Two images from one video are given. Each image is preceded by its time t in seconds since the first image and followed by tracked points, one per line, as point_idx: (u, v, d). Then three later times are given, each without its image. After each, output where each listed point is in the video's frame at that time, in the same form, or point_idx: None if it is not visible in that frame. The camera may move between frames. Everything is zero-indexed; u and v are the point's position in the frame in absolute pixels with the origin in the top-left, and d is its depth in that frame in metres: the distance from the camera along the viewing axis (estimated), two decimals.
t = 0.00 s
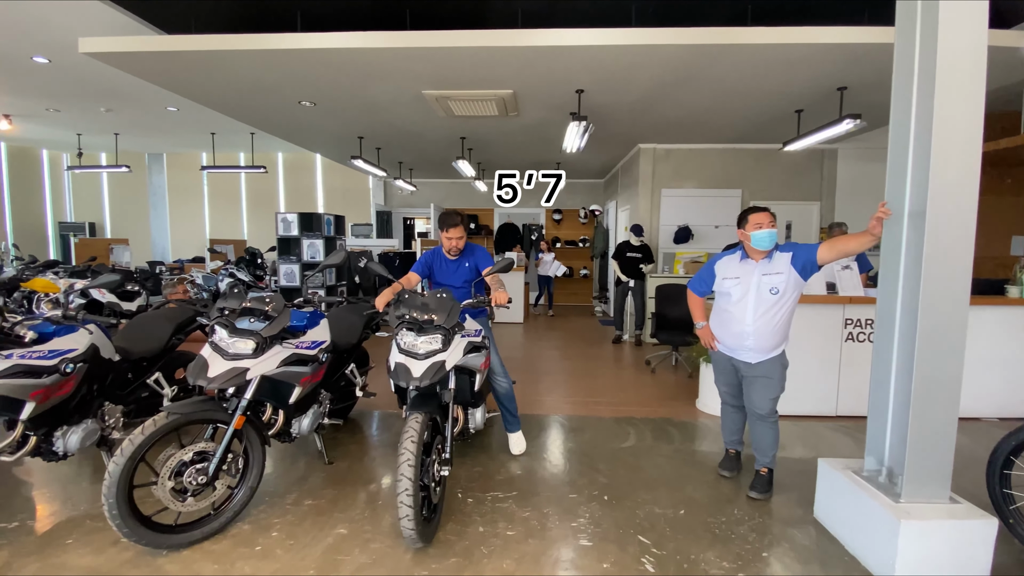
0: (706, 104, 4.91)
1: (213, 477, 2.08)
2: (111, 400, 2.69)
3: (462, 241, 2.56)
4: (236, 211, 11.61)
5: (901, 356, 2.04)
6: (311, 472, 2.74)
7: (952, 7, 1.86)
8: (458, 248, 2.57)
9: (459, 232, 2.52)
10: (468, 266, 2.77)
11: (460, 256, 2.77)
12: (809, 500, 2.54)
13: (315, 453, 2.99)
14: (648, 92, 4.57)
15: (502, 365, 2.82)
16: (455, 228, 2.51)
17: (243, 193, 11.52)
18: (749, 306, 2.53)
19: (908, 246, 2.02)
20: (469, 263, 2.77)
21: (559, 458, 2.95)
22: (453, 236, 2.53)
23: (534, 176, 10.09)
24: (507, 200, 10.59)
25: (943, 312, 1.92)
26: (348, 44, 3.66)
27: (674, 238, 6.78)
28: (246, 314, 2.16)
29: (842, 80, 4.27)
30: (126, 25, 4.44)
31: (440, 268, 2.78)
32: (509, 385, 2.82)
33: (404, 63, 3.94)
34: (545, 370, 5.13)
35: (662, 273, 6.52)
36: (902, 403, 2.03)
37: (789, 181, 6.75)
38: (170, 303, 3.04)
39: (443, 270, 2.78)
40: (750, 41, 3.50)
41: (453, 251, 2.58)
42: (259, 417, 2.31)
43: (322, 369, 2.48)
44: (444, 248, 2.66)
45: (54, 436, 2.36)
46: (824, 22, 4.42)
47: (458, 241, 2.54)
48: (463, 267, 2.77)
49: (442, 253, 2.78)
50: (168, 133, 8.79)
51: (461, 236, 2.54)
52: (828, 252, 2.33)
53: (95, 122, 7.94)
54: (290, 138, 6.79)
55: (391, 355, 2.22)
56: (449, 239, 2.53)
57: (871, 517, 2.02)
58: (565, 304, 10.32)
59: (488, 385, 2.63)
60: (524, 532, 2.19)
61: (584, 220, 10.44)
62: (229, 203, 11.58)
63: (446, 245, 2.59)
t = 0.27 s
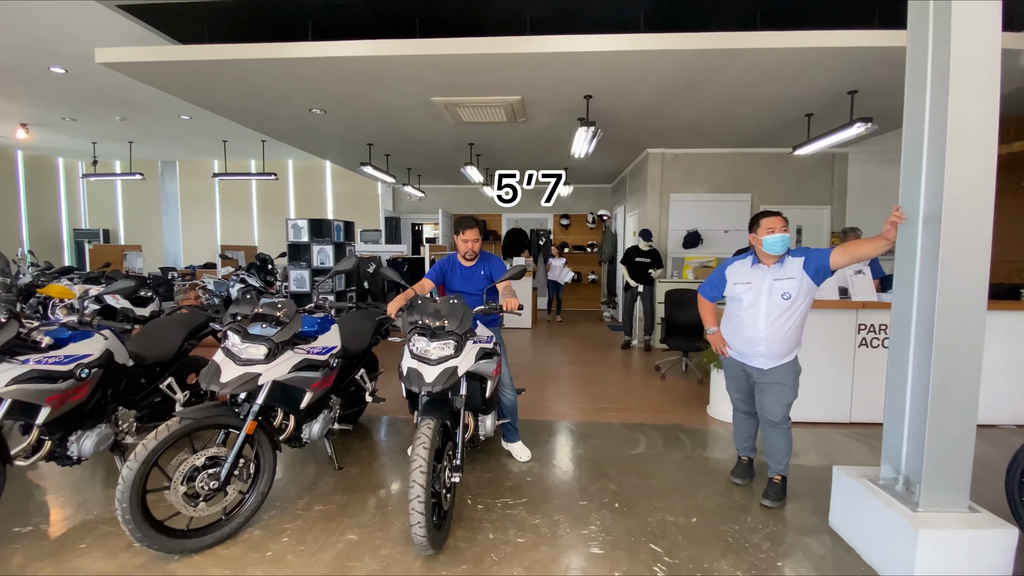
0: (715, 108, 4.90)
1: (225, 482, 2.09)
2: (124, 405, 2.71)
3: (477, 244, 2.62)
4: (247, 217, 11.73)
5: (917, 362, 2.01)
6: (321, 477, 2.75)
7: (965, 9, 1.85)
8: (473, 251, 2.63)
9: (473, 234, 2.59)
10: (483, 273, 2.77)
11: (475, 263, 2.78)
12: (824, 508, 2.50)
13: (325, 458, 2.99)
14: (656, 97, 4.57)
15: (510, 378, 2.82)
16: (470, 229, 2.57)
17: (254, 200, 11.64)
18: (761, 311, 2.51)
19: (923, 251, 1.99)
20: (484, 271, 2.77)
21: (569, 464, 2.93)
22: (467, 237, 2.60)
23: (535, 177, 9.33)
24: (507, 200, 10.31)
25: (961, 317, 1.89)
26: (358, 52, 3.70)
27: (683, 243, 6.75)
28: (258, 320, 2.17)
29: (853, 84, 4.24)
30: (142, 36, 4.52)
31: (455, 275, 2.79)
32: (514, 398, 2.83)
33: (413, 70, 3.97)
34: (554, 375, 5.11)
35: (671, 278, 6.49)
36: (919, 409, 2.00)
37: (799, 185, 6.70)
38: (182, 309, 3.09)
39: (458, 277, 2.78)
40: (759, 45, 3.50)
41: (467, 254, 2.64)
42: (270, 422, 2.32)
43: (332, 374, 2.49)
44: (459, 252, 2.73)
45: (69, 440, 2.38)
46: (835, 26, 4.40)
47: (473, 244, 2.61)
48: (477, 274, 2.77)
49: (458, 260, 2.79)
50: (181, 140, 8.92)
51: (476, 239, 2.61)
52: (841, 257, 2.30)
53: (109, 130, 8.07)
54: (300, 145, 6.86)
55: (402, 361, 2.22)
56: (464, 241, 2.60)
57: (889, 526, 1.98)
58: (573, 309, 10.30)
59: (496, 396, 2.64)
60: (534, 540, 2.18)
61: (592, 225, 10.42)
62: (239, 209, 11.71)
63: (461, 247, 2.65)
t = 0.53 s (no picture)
0: (720, 116, 4.90)
1: (232, 493, 2.09)
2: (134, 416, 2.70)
3: (486, 248, 2.64)
4: (254, 228, 11.83)
5: (929, 370, 1.98)
6: (328, 488, 2.74)
7: (970, 16, 1.84)
8: (482, 254, 2.64)
9: (482, 238, 2.61)
10: (491, 281, 2.78)
11: (484, 271, 2.79)
12: (836, 520, 2.46)
13: (332, 469, 2.98)
14: (661, 106, 4.58)
15: (518, 387, 2.81)
16: (479, 233, 2.60)
17: (261, 211, 11.74)
18: (769, 320, 2.49)
19: (933, 257, 1.97)
20: (492, 278, 2.78)
21: (576, 475, 2.91)
22: (477, 242, 2.62)
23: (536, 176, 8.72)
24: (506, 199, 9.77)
25: (973, 325, 1.86)
26: (365, 65, 3.74)
27: (689, 251, 6.73)
28: (266, 330, 2.17)
29: (858, 90, 4.24)
30: (153, 50, 4.61)
31: (464, 283, 2.79)
32: (522, 407, 2.82)
33: (419, 82, 4.01)
34: (560, 385, 5.09)
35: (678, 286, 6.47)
36: (932, 418, 1.97)
37: (805, 192, 6.67)
38: (191, 320, 3.11)
39: (467, 285, 2.79)
40: (764, 54, 3.51)
41: (476, 257, 2.66)
42: (277, 432, 2.32)
43: (339, 385, 2.48)
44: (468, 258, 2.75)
45: (78, 451, 2.40)
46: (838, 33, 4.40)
47: (482, 248, 2.63)
48: (486, 281, 2.78)
49: (467, 267, 2.81)
50: (190, 153, 9.03)
51: (485, 243, 2.63)
52: (849, 264, 2.28)
53: (120, 143, 8.19)
54: (307, 156, 6.93)
55: (412, 371, 2.22)
56: (473, 245, 2.63)
57: (904, 538, 1.94)
58: (579, 317, 10.28)
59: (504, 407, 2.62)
60: (542, 552, 2.15)
61: (598, 233, 10.43)
62: (247, 220, 11.81)
63: (469, 253, 2.67)
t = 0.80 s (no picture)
0: (722, 125, 4.88)
1: (228, 517, 2.02)
2: (129, 434, 2.65)
3: (485, 256, 2.60)
4: (255, 240, 11.81)
5: (945, 384, 1.92)
6: (327, 508, 2.67)
7: (983, 22, 1.81)
8: (481, 263, 2.60)
9: (482, 247, 2.58)
10: (492, 292, 2.72)
11: (485, 282, 2.74)
12: (851, 539, 2.39)
13: (331, 488, 2.92)
14: (662, 116, 4.56)
15: (522, 402, 2.74)
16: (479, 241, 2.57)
17: (262, 223, 11.74)
18: (777, 333, 2.44)
19: (947, 267, 1.92)
20: (494, 289, 2.72)
21: (582, 493, 2.83)
22: (476, 251, 2.59)
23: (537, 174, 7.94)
24: (506, 199, 9.10)
25: (991, 337, 1.81)
26: (365, 77, 3.73)
27: (692, 259, 6.68)
28: (262, 348, 2.13)
29: (861, 97, 4.21)
30: (153, 65, 4.61)
31: (466, 294, 2.75)
32: (527, 422, 2.75)
33: (419, 94, 3.99)
34: (564, 397, 5.02)
35: (681, 296, 6.41)
36: (950, 434, 1.91)
37: (808, 200, 6.63)
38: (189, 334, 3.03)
39: (468, 296, 2.74)
40: (766, 63, 3.48)
41: (475, 265, 2.61)
42: (275, 452, 2.26)
43: (337, 403, 2.43)
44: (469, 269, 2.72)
45: (73, 472, 2.33)
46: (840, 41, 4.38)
47: (481, 256, 2.59)
48: (488, 292, 2.73)
49: (468, 279, 2.77)
50: (191, 166, 9.04)
51: (484, 251, 2.59)
52: (860, 275, 2.24)
53: (121, 157, 8.20)
54: (308, 169, 6.92)
55: (413, 388, 2.17)
56: (472, 253, 2.60)
57: (924, 559, 1.87)
58: (581, 327, 10.20)
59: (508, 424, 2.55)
60: None
61: (599, 242, 10.39)
62: (248, 232, 11.80)
63: (469, 262, 2.63)
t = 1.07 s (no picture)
0: (725, 123, 4.83)
1: (227, 527, 1.97)
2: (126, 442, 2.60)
3: (484, 257, 2.54)
4: (256, 243, 11.78)
5: (962, 384, 1.86)
6: (328, 516, 2.62)
7: (997, 12, 1.75)
8: (480, 264, 2.54)
9: (480, 247, 2.52)
10: (494, 293, 2.66)
11: (486, 283, 2.67)
12: (865, 544, 2.33)
13: (333, 494, 2.87)
14: (663, 114, 4.51)
15: (525, 405, 2.68)
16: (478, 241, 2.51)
17: (263, 226, 11.70)
18: (786, 332, 2.39)
19: (962, 264, 1.86)
20: (495, 290, 2.66)
21: (588, 497, 2.78)
22: (475, 252, 2.52)
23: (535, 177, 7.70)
24: (507, 199, 8.99)
25: (1009, 335, 1.75)
26: (363, 77, 3.68)
27: (695, 259, 6.63)
28: (260, 353, 2.08)
29: (866, 93, 4.15)
30: (150, 68, 4.58)
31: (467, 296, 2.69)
32: (530, 426, 2.69)
33: (419, 94, 3.95)
34: (568, 399, 4.96)
35: (684, 295, 6.36)
36: (967, 436, 1.85)
37: (812, 198, 6.58)
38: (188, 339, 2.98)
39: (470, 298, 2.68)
40: (770, 58, 3.43)
41: (474, 267, 2.56)
42: (274, 459, 2.21)
43: (338, 409, 2.38)
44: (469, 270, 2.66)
45: (69, 481, 2.29)
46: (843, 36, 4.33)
47: (480, 257, 2.53)
48: (489, 293, 2.66)
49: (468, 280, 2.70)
50: (191, 170, 9.01)
51: (483, 252, 2.53)
52: (870, 274, 2.19)
53: (120, 161, 8.17)
54: (307, 171, 6.88)
55: (414, 393, 2.12)
56: (470, 255, 2.54)
57: (941, 565, 1.81)
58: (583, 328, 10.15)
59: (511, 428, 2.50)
60: None
61: (601, 242, 10.34)
62: (249, 236, 11.77)
63: (468, 264, 2.57)
